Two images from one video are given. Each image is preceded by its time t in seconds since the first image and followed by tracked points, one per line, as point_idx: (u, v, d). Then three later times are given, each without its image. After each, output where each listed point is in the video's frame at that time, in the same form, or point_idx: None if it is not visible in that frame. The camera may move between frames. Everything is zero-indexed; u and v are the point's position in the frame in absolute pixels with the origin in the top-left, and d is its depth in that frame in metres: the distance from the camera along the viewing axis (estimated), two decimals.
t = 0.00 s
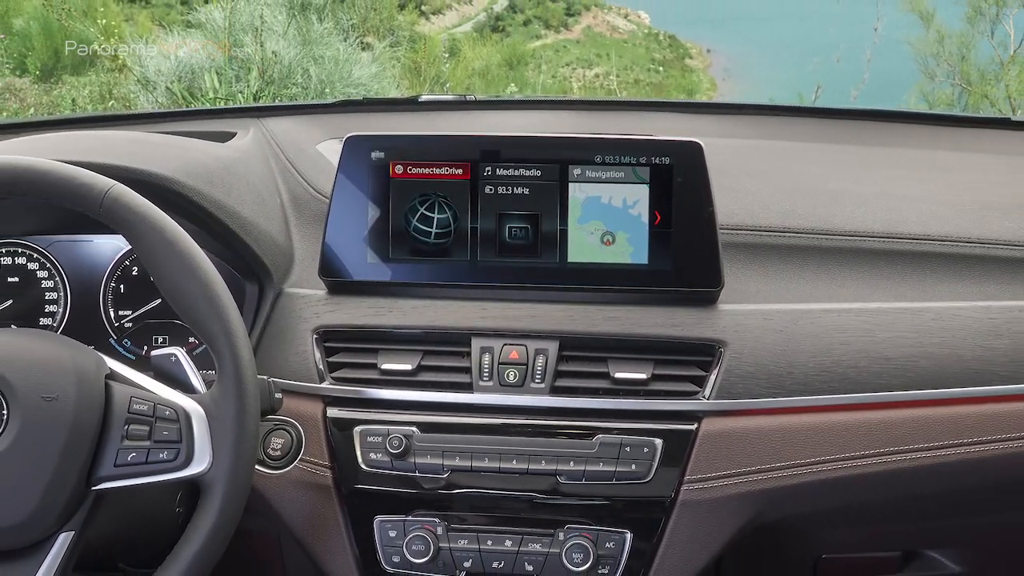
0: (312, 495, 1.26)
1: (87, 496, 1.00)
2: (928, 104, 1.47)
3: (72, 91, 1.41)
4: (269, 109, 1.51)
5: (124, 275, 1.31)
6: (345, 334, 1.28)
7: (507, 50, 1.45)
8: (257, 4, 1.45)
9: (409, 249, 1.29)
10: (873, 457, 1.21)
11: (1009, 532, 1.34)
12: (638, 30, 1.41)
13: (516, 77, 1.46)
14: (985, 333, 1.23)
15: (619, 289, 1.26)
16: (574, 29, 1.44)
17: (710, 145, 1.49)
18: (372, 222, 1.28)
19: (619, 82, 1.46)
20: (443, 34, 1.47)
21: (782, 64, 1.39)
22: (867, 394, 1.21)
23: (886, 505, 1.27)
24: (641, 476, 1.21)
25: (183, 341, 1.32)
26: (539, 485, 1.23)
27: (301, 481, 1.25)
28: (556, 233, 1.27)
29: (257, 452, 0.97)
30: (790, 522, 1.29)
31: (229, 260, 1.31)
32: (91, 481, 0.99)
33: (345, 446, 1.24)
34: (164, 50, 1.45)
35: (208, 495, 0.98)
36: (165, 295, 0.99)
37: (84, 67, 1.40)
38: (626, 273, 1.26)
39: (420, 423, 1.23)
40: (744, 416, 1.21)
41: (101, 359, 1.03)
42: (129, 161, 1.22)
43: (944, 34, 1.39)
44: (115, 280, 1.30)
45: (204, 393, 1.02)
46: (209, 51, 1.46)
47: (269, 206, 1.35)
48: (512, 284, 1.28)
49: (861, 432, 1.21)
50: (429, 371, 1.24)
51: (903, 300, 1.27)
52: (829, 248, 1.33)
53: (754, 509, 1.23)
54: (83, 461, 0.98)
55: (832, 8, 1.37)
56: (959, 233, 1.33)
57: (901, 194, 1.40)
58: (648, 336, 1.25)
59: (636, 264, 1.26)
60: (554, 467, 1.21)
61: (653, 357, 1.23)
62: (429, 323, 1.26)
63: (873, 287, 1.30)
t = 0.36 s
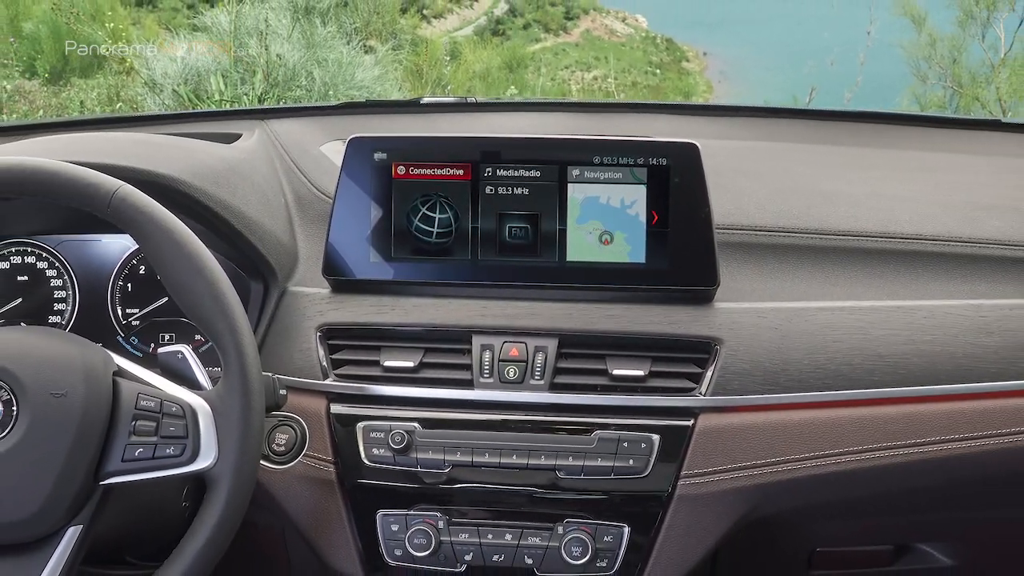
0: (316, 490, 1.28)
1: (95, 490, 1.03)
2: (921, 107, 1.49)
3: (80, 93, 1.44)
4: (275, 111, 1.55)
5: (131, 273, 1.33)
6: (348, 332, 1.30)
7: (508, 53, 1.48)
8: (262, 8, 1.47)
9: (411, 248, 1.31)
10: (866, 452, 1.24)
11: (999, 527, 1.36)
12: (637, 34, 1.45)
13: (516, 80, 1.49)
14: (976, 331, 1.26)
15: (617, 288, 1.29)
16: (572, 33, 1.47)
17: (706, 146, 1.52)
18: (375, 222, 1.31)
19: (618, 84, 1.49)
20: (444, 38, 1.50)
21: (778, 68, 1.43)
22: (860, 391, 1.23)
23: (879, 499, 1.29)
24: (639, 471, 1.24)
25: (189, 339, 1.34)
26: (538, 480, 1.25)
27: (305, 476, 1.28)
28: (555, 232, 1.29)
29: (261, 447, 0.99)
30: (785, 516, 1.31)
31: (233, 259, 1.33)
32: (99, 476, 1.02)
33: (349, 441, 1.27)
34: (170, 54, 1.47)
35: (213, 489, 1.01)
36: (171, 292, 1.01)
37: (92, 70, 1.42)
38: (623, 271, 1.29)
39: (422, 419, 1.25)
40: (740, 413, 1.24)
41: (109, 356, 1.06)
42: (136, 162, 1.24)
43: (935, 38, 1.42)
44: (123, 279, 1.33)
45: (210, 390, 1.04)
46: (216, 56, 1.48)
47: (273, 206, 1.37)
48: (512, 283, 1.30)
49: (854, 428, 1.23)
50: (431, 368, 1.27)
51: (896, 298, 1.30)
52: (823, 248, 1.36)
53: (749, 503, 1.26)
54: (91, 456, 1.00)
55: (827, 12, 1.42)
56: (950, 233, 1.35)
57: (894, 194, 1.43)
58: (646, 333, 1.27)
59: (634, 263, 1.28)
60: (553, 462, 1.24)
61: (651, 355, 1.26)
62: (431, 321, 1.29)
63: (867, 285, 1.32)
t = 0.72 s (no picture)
0: (320, 484, 1.31)
1: (103, 485, 1.05)
2: (912, 108, 1.51)
3: (88, 96, 1.47)
4: (280, 113, 1.56)
5: (138, 273, 1.36)
6: (351, 330, 1.33)
7: (508, 56, 1.51)
8: (267, 12, 1.49)
9: (412, 247, 1.33)
10: (859, 447, 1.26)
11: (990, 521, 1.38)
12: (633, 37, 1.48)
13: (516, 82, 1.52)
14: (967, 328, 1.28)
15: (615, 286, 1.31)
16: (571, 36, 1.50)
17: (703, 147, 1.54)
18: (377, 222, 1.34)
19: (616, 87, 1.51)
20: (446, 41, 1.53)
21: (773, 70, 1.46)
22: (853, 387, 1.26)
23: (872, 495, 1.32)
24: (637, 466, 1.26)
25: (195, 336, 1.37)
26: (538, 474, 1.28)
27: (309, 471, 1.30)
28: (554, 232, 1.31)
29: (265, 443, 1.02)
30: (780, 510, 1.34)
31: (239, 258, 1.35)
32: (107, 471, 1.04)
33: (352, 437, 1.29)
34: (176, 56, 1.50)
35: (219, 484, 1.03)
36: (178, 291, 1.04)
37: (100, 73, 1.46)
38: (621, 270, 1.31)
39: (424, 415, 1.28)
40: (735, 409, 1.26)
41: (116, 353, 1.08)
42: (144, 163, 1.27)
43: (927, 41, 1.44)
44: (130, 278, 1.35)
45: (216, 386, 1.07)
46: (223, 60, 1.52)
47: (278, 206, 1.39)
48: (512, 282, 1.32)
49: (847, 423, 1.26)
50: (432, 365, 1.29)
51: (888, 297, 1.32)
52: (817, 247, 1.38)
53: (745, 498, 1.28)
54: (99, 451, 1.03)
55: (821, 16, 1.44)
56: (942, 232, 1.38)
57: (887, 195, 1.45)
58: (643, 331, 1.29)
59: (631, 262, 1.31)
60: (553, 457, 1.26)
61: (648, 352, 1.28)
62: (433, 319, 1.31)
63: (860, 284, 1.35)
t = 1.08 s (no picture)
0: (323, 479, 1.34)
1: (111, 479, 1.08)
2: (905, 110, 1.54)
3: (96, 98, 1.49)
4: (285, 115, 1.59)
5: (145, 271, 1.38)
6: (354, 328, 1.35)
7: (508, 60, 1.53)
8: (271, 16, 1.52)
9: (414, 246, 1.36)
10: (852, 443, 1.29)
11: (982, 516, 1.41)
12: (631, 41, 1.51)
13: (516, 85, 1.54)
14: (958, 326, 1.31)
15: (613, 285, 1.34)
16: (570, 41, 1.52)
17: (700, 148, 1.57)
18: (380, 222, 1.36)
19: (613, 89, 1.53)
20: (447, 45, 1.55)
21: (766, 74, 1.50)
22: (846, 384, 1.29)
23: (865, 490, 1.34)
24: (634, 460, 1.29)
25: (202, 333, 1.39)
26: (538, 469, 1.30)
27: (314, 466, 1.33)
28: (554, 231, 1.34)
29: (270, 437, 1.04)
30: (776, 505, 1.36)
31: (244, 256, 1.39)
32: (115, 466, 1.07)
33: (355, 433, 1.32)
34: (181, 59, 1.53)
35: (225, 478, 1.06)
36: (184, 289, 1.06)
37: (108, 75, 1.47)
38: (619, 269, 1.34)
39: (425, 411, 1.30)
40: (731, 405, 1.29)
41: (124, 350, 1.11)
42: (151, 164, 1.29)
43: (919, 44, 1.48)
44: (137, 276, 1.38)
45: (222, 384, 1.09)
46: (227, 62, 1.55)
47: (282, 206, 1.42)
48: (512, 280, 1.35)
49: (840, 419, 1.28)
50: (434, 362, 1.32)
51: (881, 295, 1.35)
52: (812, 246, 1.41)
53: (740, 492, 1.31)
54: (107, 446, 1.05)
55: (815, 21, 1.47)
56: (933, 232, 1.41)
57: (880, 195, 1.48)
58: (641, 329, 1.32)
59: (629, 260, 1.33)
60: (552, 452, 1.29)
61: (646, 349, 1.31)
62: (434, 317, 1.34)
63: (854, 283, 1.37)
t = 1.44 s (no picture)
0: (327, 474, 1.36)
1: (119, 474, 1.10)
2: (897, 112, 1.58)
3: (105, 100, 1.52)
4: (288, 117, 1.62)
5: (153, 270, 1.41)
6: (358, 325, 1.38)
7: (508, 62, 1.55)
8: (276, 20, 1.55)
9: (416, 245, 1.39)
10: (845, 438, 1.32)
11: (973, 510, 1.43)
12: (629, 44, 1.54)
13: (516, 87, 1.57)
14: (949, 324, 1.33)
15: (611, 283, 1.37)
16: (569, 43, 1.55)
17: (696, 150, 1.60)
18: (382, 221, 1.39)
19: (612, 91, 1.57)
20: (449, 48, 1.58)
21: (761, 78, 1.54)
22: (839, 381, 1.31)
23: (857, 484, 1.37)
24: (632, 455, 1.31)
25: (207, 331, 1.41)
26: (537, 464, 1.33)
27: (317, 461, 1.36)
28: (553, 231, 1.36)
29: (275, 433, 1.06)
30: (770, 499, 1.39)
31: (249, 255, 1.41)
32: (123, 460, 1.09)
33: (358, 428, 1.35)
34: (188, 62, 1.55)
35: (231, 473, 1.07)
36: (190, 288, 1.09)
37: (117, 77, 1.50)
38: (617, 268, 1.36)
39: (427, 407, 1.33)
40: (726, 402, 1.31)
41: (132, 347, 1.13)
42: (158, 165, 1.32)
43: (911, 48, 1.50)
44: (145, 275, 1.41)
45: (227, 380, 1.11)
46: (233, 64, 1.58)
47: (286, 206, 1.44)
48: (511, 278, 1.37)
49: (833, 416, 1.31)
50: (436, 359, 1.34)
51: (875, 293, 1.37)
52: (807, 246, 1.43)
53: (735, 487, 1.34)
54: (116, 441, 1.07)
55: (810, 25, 1.51)
56: (925, 232, 1.43)
57: (874, 195, 1.50)
58: (638, 327, 1.34)
59: (627, 259, 1.36)
60: (551, 447, 1.32)
61: (643, 347, 1.33)
62: (436, 315, 1.36)
63: (848, 282, 1.39)
